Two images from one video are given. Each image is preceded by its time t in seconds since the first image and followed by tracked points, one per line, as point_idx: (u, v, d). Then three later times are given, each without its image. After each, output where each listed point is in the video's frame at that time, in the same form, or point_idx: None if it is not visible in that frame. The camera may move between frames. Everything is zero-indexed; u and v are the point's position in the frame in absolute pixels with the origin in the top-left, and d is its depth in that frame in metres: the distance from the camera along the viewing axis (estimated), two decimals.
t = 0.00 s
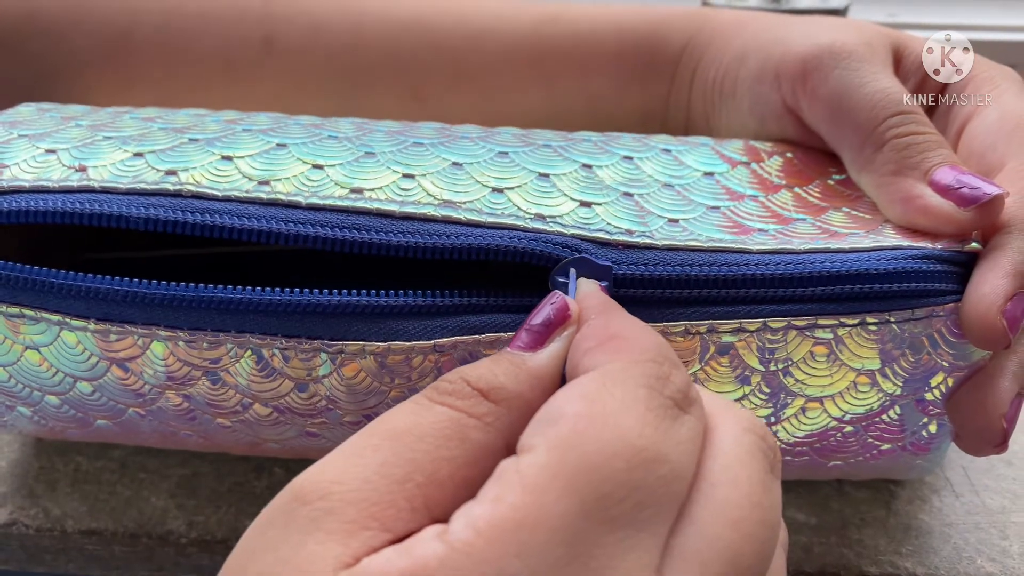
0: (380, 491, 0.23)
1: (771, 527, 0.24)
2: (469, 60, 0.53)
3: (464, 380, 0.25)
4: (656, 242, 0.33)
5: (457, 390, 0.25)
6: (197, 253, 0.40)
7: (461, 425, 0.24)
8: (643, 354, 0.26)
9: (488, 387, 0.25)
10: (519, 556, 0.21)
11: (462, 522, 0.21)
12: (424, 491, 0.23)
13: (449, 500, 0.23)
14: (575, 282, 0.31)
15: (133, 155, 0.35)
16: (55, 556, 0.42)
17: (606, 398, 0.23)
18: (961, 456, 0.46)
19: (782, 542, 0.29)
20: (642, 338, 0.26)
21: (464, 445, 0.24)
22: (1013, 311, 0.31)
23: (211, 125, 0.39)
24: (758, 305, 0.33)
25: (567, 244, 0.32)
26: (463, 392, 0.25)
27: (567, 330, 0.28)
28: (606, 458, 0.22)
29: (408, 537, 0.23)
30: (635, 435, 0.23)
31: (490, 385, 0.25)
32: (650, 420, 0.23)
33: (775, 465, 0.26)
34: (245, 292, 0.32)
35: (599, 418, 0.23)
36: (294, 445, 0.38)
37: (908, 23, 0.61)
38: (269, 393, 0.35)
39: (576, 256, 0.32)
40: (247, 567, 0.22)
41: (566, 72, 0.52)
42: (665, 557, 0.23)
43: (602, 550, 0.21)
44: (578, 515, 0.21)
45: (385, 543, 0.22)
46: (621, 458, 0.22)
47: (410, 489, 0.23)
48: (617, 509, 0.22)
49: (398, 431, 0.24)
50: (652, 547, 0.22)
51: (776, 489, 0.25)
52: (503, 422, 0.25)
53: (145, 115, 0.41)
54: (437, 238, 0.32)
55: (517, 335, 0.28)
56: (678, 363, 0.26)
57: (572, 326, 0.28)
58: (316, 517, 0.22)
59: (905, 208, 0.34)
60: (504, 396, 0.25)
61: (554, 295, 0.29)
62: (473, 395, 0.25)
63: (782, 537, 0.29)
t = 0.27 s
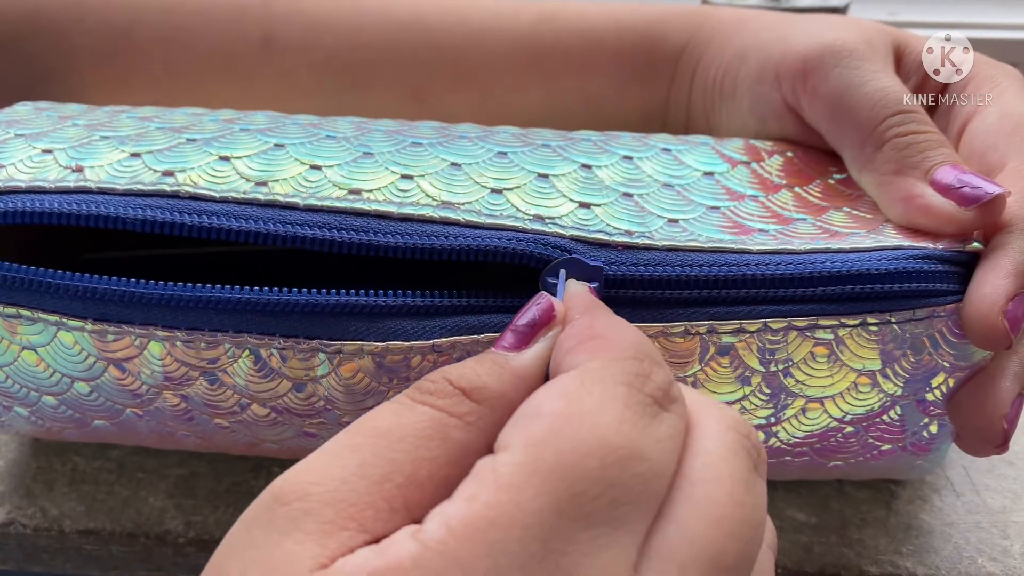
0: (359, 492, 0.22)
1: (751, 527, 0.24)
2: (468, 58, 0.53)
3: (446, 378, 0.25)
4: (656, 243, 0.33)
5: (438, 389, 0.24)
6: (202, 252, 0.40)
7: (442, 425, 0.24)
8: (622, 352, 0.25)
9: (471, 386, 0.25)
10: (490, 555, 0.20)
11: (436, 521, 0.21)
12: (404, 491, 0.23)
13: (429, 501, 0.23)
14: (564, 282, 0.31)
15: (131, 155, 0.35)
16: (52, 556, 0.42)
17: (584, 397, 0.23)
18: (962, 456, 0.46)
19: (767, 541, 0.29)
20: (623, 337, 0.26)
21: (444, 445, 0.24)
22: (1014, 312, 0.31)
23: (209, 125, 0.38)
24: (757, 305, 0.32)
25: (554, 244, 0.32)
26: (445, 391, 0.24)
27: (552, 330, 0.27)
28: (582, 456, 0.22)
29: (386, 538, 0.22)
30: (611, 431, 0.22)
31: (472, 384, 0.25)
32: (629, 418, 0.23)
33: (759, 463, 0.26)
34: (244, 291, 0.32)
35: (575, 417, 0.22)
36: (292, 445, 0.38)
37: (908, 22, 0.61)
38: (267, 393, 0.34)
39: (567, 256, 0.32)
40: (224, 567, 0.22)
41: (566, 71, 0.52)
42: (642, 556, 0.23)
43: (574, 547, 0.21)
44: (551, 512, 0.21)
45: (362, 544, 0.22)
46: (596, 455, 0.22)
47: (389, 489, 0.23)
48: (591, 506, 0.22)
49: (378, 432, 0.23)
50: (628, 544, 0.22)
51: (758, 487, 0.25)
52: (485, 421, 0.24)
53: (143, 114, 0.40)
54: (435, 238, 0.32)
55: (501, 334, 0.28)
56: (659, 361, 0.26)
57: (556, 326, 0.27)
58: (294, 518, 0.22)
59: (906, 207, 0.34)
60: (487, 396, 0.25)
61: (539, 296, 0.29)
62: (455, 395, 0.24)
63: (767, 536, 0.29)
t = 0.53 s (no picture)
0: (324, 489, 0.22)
1: (714, 525, 0.23)
2: (468, 58, 0.52)
3: (415, 377, 0.25)
4: (656, 243, 0.33)
5: (408, 387, 0.24)
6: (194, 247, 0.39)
7: (410, 422, 0.23)
8: (588, 350, 0.25)
9: (440, 384, 0.24)
10: (445, 549, 0.20)
11: (394, 516, 0.21)
12: (370, 489, 0.22)
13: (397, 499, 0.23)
14: (541, 281, 0.31)
15: (130, 155, 0.35)
16: (52, 556, 0.42)
17: (547, 392, 0.23)
18: (963, 456, 0.46)
19: (736, 539, 0.29)
20: (587, 334, 0.25)
21: (412, 443, 0.23)
22: (1014, 311, 0.31)
23: (208, 125, 0.38)
24: (757, 305, 0.32)
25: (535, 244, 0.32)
26: (414, 389, 0.24)
27: (524, 329, 0.27)
28: (541, 451, 0.21)
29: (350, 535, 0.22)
30: (574, 426, 0.22)
31: (442, 382, 0.24)
32: (590, 413, 0.23)
33: (727, 461, 0.25)
34: (244, 290, 0.32)
35: (537, 413, 0.22)
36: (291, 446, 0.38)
37: (908, 21, 0.61)
38: (266, 393, 0.34)
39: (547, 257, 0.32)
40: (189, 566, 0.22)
41: (566, 70, 0.52)
42: (603, 553, 0.22)
43: (533, 543, 0.21)
44: (508, 508, 0.21)
45: (326, 541, 0.21)
46: (557, 450, 0.21)
47: (355, 487, 0.22)
48: (549, 501, 0.21)
49: (347, 429, 0.23)
50: (586, 543, 0.22)
51: (724, 485, 0.24)
52: (454, 419, 0.24)
53: (142, 114, 0.40)
54: (434, 239, 0.32)
55: (474, 335, 0.27)
56: (626, 358, 0.25)
57: (529, 325, 0.27)
58: (259, 515, 0.22)
59: (906, 207, 0.34)
60: (456, 394, 0.24)
61: (513, 295, 0.28)
62: (424, 392, 0.24)
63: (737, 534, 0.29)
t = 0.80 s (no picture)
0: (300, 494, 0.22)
1: (690, 527, 0.23)
2: (467, 57, 0.52)
3: (393, 379, 0.24)
4: (654, 243, 0.33)
5: (386, 390, 0.24)
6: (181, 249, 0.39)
7: (386, 426, 0.23)
8: (566, 353, 0.25)
9: (417, 387, 0.24)
10: (419, 556, 0.20)
11: (370, 522, 0.21)
12: (346, 494, 0.22)
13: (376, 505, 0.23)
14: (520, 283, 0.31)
15: (128, 155, 0.35)
16: (51, 555, 0.42)
17: (521, 397, 0.22)
18: (963, 455, 0.46)
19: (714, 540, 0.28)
20: (562, 338, 0.25)
21: (389, 446, 0.23)
22: (1014, 311, 0.31)
23: (207, 124, 0.38)
24: (756, 305, 0.32)
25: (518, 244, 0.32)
26: (391, 393, 0.24)
27: (502, 331, 0.27)
28: (516, 454, 0.21)
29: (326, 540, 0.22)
30: (548, 430, 0.22)
31: (419, 385, 0.24)
32: (565, 416, 0.22)
33: (703, 465, 0.25)
34: (243, 289, 0.32)
35: (509, 416, 0.22)
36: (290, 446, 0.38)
37: (908, 20, 0.60)
38: (265, 392, 0.34)
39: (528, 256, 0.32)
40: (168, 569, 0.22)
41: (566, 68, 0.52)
42: (579, 556, 0.22)
43: (506, 549, 0.21)
44: (479, 512, 0.20)
45: (301, 546, 0.21)
46: (533, 454, 0.21)
47: (331, 492, 0.22)
48: (525, 507, 0.21)
49: (324, 433, 0.23)
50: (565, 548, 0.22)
51: (699, 490, 0.24)
52: (432, 424, 0.24)
53: (140, 113, 0.40)
54: (433, 239, 0.32)
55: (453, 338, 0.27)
56: (603, 361, 0.25)
57: (508, 327, 0.27)
58: (236, 520, 0.22)
59: (905, 206, 0.34)
60: (433, 396, 0.24)
61: (492, 297, 0.28)
62: (401, 395, 0.24)
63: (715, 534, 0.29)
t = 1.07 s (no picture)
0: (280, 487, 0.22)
1: (670, 515, 0.23)
2: (467, 53, 0.52)
3: (374, 370, 0.24)
4: (656, 239, 0.33)
5: (366, 382, 0.24)
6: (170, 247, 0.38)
7: (366, 418, 0.23)
8: (546, 343, 0.24)
9: (398, 378, 0.24)
10: (393, 545, 0.20)
11: (346, 513, 0.21)
12: (326, 485, 0.22)
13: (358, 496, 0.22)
14: (503, 276, 0.31)
15: (128, 152, 0.35)
16: (51, 553, 0.42)
17: (500, 386, 0.22)
18: (964, 453, 0.46)
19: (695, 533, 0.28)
20: (543, 330, 0.25)
21: (369, 438, 0.23)
22: (1017, 307, 0.31)
23: (207, 120, 0.38)
24: (758, 300, 0.32)
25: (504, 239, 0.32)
26: (372, 384, 0.24)
27: (484, 321, 0.26)
28: (492, 444, 0.21)
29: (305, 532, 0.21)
30: (524, 418, 0.21)
31: (400, 376, 0.24)
32: (543, 405, 0.22)
33: (683, 454, 0.25)
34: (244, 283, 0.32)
35: (484, 405, 0.21)
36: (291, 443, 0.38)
37: (909, 18, 0.60)
38: (265, 388, 0.34)
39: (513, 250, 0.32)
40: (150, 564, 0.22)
41: (567, 67, 0.52)
42: (555, 546, 0.22)
43: (481, 538, 0.20)
44: (452, 502, 0.20)
45: (280, 538, 0.21)
46: (508, 443, 0.21)
47: (311, 484, 0.22)
48: (500, 496, 0.21)
49: (302, 426, 0.23)
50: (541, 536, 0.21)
51: (681, 478, 0.24)
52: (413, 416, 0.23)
53: (141, 109, 0.40)
54: (434, 234, 0.32)
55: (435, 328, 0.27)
56: (583, 351, 0.25)
57: (489, 317, 0.26)
58: (215, 512, 0.22)
59: (907, 202, 0.34)
60: (414, 387, 0.24)
61: (473, 287, 0.28)
62: (381, 387, 0.23)
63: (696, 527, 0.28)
